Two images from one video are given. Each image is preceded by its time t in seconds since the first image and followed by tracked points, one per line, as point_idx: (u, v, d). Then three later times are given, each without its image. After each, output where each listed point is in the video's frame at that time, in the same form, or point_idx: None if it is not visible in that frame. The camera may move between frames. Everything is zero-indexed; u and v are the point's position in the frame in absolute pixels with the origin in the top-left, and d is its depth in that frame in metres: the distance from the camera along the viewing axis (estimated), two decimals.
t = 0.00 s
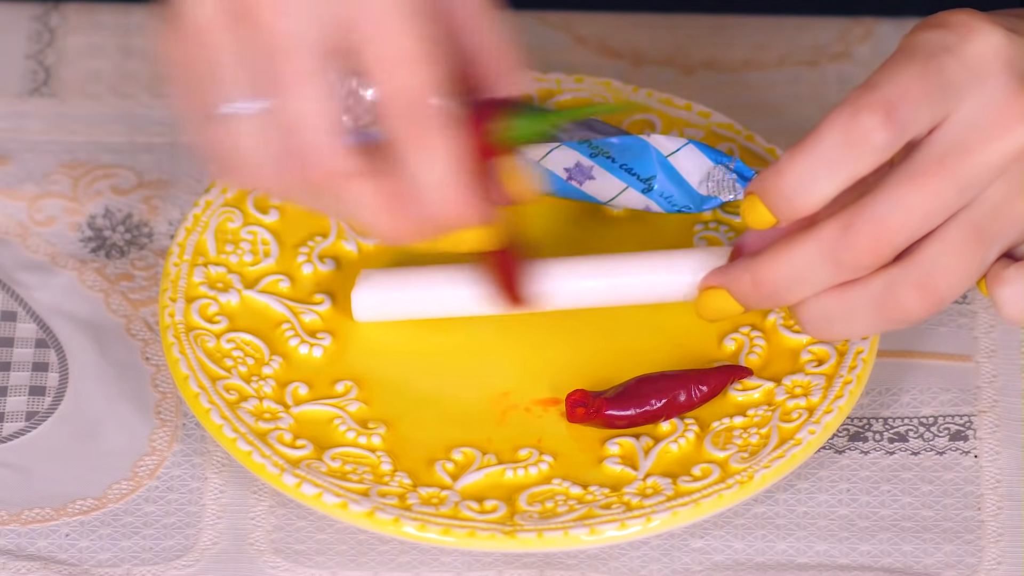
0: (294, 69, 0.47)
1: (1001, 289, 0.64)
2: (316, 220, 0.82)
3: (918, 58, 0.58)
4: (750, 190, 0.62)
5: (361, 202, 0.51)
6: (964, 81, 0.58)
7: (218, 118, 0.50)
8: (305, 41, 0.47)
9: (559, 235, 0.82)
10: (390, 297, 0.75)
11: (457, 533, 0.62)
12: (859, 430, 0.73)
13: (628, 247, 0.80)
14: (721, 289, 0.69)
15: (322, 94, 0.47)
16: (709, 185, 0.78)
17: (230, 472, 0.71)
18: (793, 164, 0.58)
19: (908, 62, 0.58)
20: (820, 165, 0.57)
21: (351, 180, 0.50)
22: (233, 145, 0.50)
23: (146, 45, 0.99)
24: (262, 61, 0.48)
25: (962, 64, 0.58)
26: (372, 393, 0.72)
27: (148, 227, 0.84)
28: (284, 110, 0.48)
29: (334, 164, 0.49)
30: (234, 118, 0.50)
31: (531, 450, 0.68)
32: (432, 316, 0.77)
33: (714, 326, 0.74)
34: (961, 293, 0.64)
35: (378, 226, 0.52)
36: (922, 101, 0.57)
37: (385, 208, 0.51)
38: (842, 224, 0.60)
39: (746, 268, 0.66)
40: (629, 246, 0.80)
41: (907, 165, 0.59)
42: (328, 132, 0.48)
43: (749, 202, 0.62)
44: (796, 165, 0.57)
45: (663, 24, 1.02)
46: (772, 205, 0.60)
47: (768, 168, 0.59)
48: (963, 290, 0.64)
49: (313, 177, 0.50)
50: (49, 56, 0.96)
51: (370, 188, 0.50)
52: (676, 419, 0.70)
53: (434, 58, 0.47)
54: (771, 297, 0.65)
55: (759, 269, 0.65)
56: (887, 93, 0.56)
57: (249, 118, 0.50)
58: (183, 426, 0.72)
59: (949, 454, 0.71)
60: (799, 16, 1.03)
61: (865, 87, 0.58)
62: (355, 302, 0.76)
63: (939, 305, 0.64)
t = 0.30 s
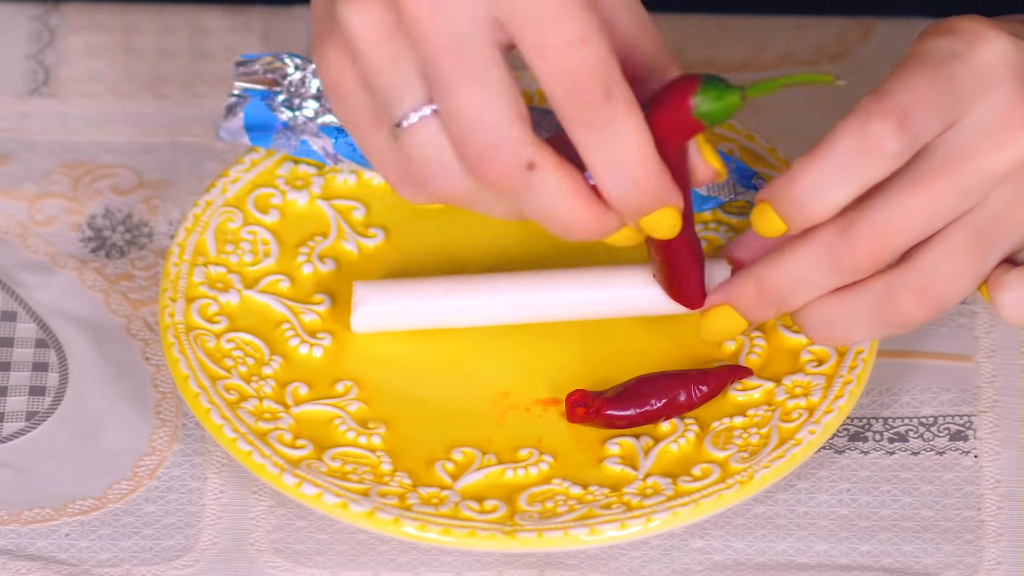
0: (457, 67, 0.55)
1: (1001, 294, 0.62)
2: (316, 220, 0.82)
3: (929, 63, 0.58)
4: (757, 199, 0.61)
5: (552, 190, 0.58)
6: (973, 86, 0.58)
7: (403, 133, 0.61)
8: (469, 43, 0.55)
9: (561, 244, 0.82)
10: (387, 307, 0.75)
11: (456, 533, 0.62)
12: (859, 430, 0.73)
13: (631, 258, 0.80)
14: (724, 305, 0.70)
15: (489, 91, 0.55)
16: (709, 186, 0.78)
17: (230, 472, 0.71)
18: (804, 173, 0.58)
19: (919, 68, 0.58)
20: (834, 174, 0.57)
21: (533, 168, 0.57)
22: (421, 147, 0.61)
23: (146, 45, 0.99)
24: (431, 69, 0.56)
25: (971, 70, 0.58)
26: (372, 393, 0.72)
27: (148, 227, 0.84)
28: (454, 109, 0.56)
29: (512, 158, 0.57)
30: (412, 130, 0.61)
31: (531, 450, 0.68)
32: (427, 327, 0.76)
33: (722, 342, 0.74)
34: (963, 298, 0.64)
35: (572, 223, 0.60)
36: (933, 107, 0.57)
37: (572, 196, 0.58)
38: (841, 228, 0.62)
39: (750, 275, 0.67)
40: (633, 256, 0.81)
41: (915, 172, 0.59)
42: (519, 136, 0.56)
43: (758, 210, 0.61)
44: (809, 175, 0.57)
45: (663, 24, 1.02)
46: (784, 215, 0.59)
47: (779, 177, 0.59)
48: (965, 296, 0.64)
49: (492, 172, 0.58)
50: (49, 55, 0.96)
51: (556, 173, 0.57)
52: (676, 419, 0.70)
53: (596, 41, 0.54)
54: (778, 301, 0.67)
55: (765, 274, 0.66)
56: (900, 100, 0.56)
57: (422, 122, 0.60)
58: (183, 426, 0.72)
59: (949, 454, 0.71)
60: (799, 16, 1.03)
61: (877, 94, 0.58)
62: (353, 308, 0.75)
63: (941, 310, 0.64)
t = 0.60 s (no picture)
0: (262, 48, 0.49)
1: (995, 296, 0.63)
2: (316, 220, 0.82)
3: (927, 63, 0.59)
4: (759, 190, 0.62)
5: (343, 181, 0.53)
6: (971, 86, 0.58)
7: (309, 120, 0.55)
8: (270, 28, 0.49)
9: (556, 240, 0.81)
10: (379, 312, 0.74)
11: (457, 533, 0.62)
12: (859, 430, 0.73)
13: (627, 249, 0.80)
14: (721, 303, 0.71)
15: (286, 81, 0.50)
16: (708, 185, 0.78)
17: (230, 472, 0.71)
18: (801, 167, 0.58)
19: (915, 65, 0.58)
20: (829, 168, 0.58)
21: (322, 155, 0.53)
22: (224, 131, 0.54)
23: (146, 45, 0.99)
24: (229, 46, 0.50)
25: (970, 69, 0.58)
26: (372, 393, 0.72)
27: (148, 227, 0.84)
28: (257, 92, 0.51)
29: (311, 140, 0.52)
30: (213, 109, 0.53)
31: (531, 450, 0.68)
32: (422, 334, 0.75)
33: (722, 342, 0.74)
34: (958, 296, 0.64)
35: (370, 211, 0.54)
36: (929, 106, 0.57)
37: (364, 185, 0.53)
38: (835, 222, 0.61)
39: (745, 270, 0.67)
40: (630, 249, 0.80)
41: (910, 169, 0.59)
42: (302, 118, 0.51)
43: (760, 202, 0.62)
44: (806, 168, 0.58)
45: (664, 25, 1.02)
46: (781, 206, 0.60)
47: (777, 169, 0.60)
48: (959, 292, 0.64)
49: (290, 156, 0.53)
50: (49, 56, 0.96)
51: (347, 165, 0.53)
52: (676, 419, 0.70)
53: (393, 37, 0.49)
54: (772, 298, 0.66)
55: (760, 268, 0.66)
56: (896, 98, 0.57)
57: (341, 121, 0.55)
58: (183, 426, 0.73)
59: (949, 454, 0.71)
60: (799, 16, 1.03)
61: (873, 92, 0.58)
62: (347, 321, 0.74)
63: (936, 309, 0.64)
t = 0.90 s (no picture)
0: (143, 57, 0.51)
1: (1001, 299, 0.63)
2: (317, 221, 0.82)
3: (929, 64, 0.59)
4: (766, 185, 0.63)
5: (206, 180, 0.54)
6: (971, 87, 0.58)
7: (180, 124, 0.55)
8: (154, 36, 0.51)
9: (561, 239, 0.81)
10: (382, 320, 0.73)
11: (457, 533, 0.62)
12: (859, 431, 0.73)
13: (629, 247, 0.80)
14: (726, 303, 0.70)
15: (282, 138, 0.52)
16: (708, 185, 0.78)
17: (230, 472, 0.71)
18: (804, 165, 0.58)
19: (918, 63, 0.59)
20: (832, 168, 0.58)
21: (185, 158, 0.53)
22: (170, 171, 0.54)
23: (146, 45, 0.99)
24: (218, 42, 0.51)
25: (971, 69, 0.59)
26: (372, 393, 0.72)
27: (148, 227, 0.84)
28: (134, 84, 0.52)
29: (173, 140, 0.52)
30: (89, 95, 0.55)
31: (531, 450, 0.68)
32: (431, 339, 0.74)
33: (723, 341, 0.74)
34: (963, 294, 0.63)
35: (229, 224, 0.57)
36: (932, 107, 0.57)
37: (225, 191, 0.55)
38: (837, 225, 0.61)
39: (749, 271, 0.67)
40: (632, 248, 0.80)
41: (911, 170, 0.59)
42: (182, 119, 0.52)
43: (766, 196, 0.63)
44: (808, 166, 0.58)
45: (665, 25, 1.02)
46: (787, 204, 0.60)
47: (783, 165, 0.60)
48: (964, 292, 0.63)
49: (157, 160, 0.53)
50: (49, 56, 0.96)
51: (213, 170, 0.54)
52: (676, 419, 0.70)
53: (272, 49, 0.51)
54: (774, 298, 0.66)
55: (764, 267, 0.65)
56: (898, 97, 0.57)
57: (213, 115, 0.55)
58: (183, 426, 0.72)
59: (949, 454, 0.71)
60: (799, 16, 1.03)
61: (876, 91, 0.58)
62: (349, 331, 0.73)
63: (940, 307, 0.64)
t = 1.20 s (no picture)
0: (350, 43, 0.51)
1: (1002, 302, 0.63)
2: (316, 221, 0.82)
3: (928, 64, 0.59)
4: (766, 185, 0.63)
5: (441, 161, 0.53)
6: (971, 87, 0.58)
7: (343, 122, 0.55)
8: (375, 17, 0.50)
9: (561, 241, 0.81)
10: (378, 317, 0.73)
11: (457, 533, 0.62)
12: (859, 430, 0.73)
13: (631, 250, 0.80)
14: (725, 306, 0.71)
15: (388, 57, 0.51)
16: (708, 185, 0.78)
17: (230, 472, 0.71)
18: (801, 167, 0.59)
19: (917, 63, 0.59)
20: (829, 171, 0.58)
21: (418, 140, 0.53)
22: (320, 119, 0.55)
23: (146, 43, 0.99)
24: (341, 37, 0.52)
25: (970, 69, 0.59)
26: (373, 393, 0.72)
27: (148, 227, 0.84)
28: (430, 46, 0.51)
29: (404, 126, 0.53)
30: (314, 95, 0.54)
31: (531, 450, 0.68)
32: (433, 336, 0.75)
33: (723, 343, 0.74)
34: (965, 296, 0.63)
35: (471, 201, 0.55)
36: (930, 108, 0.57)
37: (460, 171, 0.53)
38: (838, 229, 0.62)
39: (748, 277, 0.68)
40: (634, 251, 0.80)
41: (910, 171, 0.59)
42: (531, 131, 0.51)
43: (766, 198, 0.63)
44: (805, 169, 0.58)
45: (664, 25, 1.02)
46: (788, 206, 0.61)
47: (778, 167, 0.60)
48: (966, 295, 0.63)
49: (389, 143, 0.54)
50: (49, 55, 0.96)
51: (449, 149, 0.53)
52: (676, 419, 0.70)
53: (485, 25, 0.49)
54: (773, 302, 0.67)
55: (762, 272, 0.66)
56: (897, 97, 0.57)
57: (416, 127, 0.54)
58: (183, 426, 0.72)
59: (949, 454, 0.71)
60: (799, 16, 1.03)
61: (876, 90, 0.58)
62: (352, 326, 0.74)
63: (941, 311, 0.64)
